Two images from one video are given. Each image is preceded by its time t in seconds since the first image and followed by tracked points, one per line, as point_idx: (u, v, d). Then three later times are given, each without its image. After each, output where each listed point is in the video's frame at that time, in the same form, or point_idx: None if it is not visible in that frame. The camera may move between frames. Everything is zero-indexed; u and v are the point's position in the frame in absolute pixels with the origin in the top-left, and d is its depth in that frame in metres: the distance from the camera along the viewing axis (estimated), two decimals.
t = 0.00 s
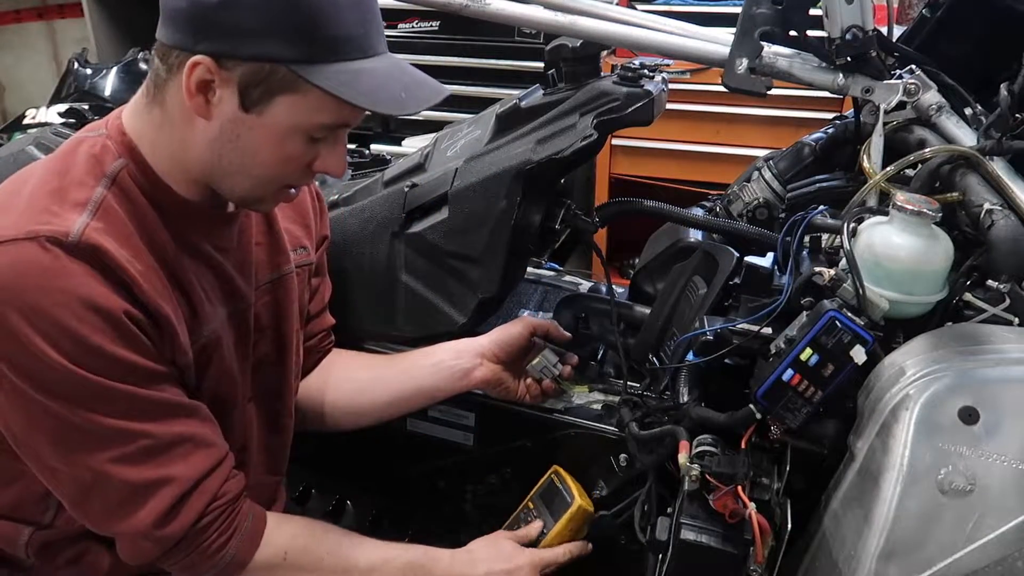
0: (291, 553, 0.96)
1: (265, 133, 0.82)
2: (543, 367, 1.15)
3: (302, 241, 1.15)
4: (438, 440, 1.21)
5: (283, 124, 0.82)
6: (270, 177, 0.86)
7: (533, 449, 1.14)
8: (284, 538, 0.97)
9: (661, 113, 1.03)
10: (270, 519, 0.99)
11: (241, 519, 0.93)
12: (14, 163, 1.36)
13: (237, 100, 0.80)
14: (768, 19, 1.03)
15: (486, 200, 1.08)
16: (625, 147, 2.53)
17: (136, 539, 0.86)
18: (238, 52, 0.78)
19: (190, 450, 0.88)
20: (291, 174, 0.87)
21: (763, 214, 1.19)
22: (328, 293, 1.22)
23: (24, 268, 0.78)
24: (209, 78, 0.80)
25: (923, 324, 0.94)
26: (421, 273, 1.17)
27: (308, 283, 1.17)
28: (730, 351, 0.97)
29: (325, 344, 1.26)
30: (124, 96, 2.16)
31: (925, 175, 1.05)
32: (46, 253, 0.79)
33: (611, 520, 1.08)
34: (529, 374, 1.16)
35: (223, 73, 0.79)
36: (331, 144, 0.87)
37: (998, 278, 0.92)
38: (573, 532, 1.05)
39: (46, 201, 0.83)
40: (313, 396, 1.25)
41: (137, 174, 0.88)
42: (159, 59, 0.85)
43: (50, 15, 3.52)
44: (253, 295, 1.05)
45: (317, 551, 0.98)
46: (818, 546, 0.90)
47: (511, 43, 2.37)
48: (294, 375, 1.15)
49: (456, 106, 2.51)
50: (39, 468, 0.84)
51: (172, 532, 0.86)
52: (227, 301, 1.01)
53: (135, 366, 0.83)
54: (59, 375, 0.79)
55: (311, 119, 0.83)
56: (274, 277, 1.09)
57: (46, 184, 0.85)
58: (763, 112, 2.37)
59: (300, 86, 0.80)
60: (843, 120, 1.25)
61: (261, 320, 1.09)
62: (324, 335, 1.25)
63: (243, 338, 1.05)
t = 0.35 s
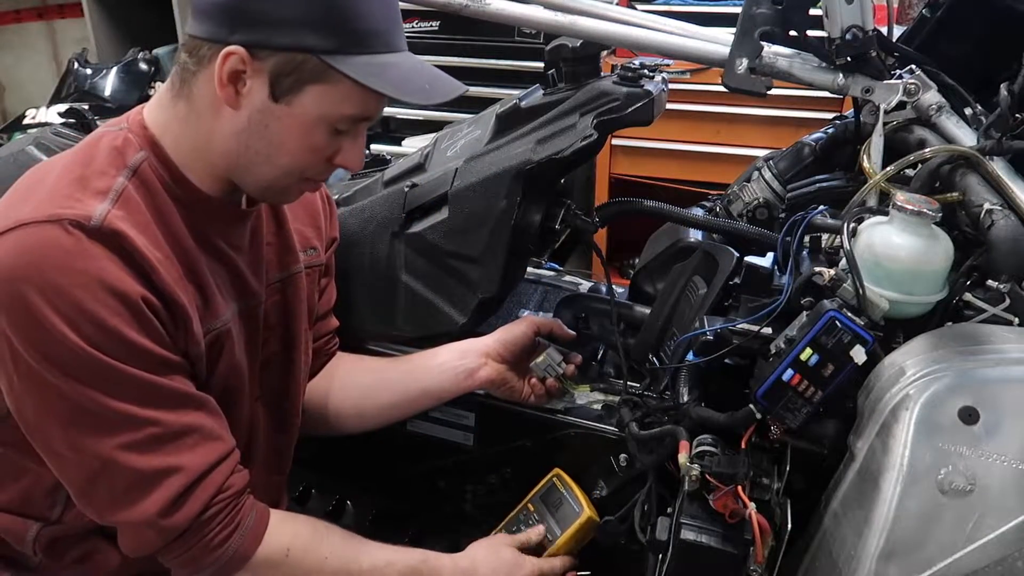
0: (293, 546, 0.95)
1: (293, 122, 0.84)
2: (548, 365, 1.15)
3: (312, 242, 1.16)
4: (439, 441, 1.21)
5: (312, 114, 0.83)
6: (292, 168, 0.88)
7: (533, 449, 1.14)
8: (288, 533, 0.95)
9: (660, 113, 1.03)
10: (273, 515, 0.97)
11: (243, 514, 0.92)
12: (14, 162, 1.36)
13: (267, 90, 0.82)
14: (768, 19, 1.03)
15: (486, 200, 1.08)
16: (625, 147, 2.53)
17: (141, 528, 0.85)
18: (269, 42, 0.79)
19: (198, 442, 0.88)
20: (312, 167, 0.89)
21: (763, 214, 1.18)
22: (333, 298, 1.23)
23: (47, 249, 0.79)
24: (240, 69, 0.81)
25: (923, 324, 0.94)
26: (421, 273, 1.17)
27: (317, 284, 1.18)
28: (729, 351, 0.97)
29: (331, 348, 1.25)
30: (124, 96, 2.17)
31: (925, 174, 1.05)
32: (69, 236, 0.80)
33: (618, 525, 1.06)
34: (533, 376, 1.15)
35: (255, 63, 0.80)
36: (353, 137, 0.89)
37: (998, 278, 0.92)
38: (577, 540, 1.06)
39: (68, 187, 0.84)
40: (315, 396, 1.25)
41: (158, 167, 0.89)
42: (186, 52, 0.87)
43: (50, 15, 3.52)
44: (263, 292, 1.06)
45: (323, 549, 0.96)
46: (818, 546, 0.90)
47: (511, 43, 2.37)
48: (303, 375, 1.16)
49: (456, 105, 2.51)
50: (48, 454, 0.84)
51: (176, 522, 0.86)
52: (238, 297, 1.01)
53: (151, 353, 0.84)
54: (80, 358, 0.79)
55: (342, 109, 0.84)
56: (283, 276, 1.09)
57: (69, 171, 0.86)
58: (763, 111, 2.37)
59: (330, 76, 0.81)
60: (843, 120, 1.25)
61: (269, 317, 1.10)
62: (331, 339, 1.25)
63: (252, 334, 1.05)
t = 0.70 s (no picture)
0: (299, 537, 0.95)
1: (303, 122, 0.84)
2: (548, 366, 1.15)
3: (313, 242, 1.16)
4: (438, 441, 1.21)
5: (321, 115, 0.84)
6: (299, 168, 0.88)
7: (533, 449, 1.14)
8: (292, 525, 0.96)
9: (660, 113, 1.03)
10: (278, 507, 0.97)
11: (249, 509, 0.92)
12: (14, 162, 1.36)
13: (277, 89, 0.82)
14: (768, 19, 1.03)
15: (486, 200, 1.08)
16: (625, 147, 2.53)
17: (148, 525, 0.85)
18: (277, 42, 0.79)
19: (203, 439, 0.88)
20: (318, 168, 0.89)
21: (762, 214, 1.19)
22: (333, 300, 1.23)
23: (53, 249, 0.79)
24: (251, 68, 0.81)
25: (924, 324, 0.94)
26: (421, 273, 1.17)
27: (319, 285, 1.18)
28: (729, 351, 0.98)
29: (331, 348, 1.26)
30: (124, 96, 2.17)
31: (925, 175, 1.05)
32: (75, 236, 0.80)
33: (618, 526, 1.06)
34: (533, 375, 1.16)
35: (266, 63, 0.81)
36: (360, 137, 0.89)
37: (998, 278, 0.92)
38: (578, 541, 1.05)
39: (72, 188, 0.84)
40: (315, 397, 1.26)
41: (163, 167, 0.90)
42: (194, 51, 0.87)
43: (50, 15, 3.52)
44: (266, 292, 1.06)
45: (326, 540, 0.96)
46: (817, 545, 0.90)
47: (511, 43, 2.37)
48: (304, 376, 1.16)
49: (456, 105, 2.51)
50: (55, 454, 0.84)
51: (184, 519, 0.85)
52: (241, 297, 1.01)
53: (157, 351, 0.84)
54: (86, 356, 0.79)
55: (350, 110, 0.84)
56: (285, 277, 1.09)
57: (72, 172, 0.86)
58: (763, 111, 2.37)
59: (340, 75, 0.82)
60: (843, 120, 1.25)
61: (272, 317, 1.10)
62: (331, 339, 1.25)
63: (255, 333, 1.05)
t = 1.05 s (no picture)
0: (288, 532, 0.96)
1: (300, 118, 0.84)
2: (548, 366, 1.16)
3: (311, 242, 1.16)
4: (438, 441, 1.21)
5: (318, 110, 0.83)
6: (297, 165, 0.88)
7: (533, 449, 1.14)
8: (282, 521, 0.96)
9: (660, 113, 1.03)
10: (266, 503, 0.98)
11: (238, 506, 0.92)
12: (14, 162, 1.36)
13: (273, 85, 0.82)
14: (768, 19, 1.03)
15: (486, 200, 1.08)
16: (625, 147, 2.53)
17: (138, 524, 0.85)
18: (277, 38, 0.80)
19: (193, 439, 0.88)
20: (315, 166, 0.89)
21: (762, 214, 1.19)
22: (333, 298, 1.23)
23: (47, 247, 0.79)
24: (247, 64, 0.81)
25: (924, 324, 0.94)
26: (421, 273, 1.17)
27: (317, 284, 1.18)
28: (729, 351, 0.98)
29: (331, 348, 1.26)
30: (124, 96, 2.17)
31: (925, 174, 1.05)
32: (69, 233, 0.80)
33: (618, 526, 1.06)
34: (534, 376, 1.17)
35: (262, 59, 0.81)
36: (356, 135, 0.88)
37: (998, 278, 0.92)
38: (578, 542, 1.06)
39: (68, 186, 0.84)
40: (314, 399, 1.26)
41: (159, 166, 0.90)
42: (191, 49, 0.88)
43: (50, 15, 3.53)
44: (264, 292, 1.06)
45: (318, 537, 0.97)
46: (817, 545, 0.90)
47: (511, 43, 2.37)
48: (303, 376, 1.16)
49: (456, 106, 2.51)
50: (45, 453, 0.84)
51: (175, 518, 0.86)
52: (238, 297, 1.01)
53: (149, 351, 0.84)
54: (79, 353, 0.80)
55: (345, 105, 0.84)
56: (282, 277, 1.09)
57: (68, 170, 0.86)
58: (763, 111, 2.37)
59: (335, 71, 0.82)
60: (843, 120, 1.25)
61: (270, 316, 1.10)
62: (330, 339, 1.25)
63: (252, 332, 1.05)
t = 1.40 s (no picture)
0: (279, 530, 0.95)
1: (302, 118, 0.84)
2: (549, 366, 1.15)
3: (310, 242, 1.16)
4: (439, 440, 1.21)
5: (321, 110, 0.84)
6: (300, 164, 0.88)
7: (534, 449, 1.14)
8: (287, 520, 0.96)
9: (660, 113, 1.03)
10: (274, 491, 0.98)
11: (247, 494, 0.93)
12: (14, 162, 1.35)
13: (275, 85, 0.82)
14: (768, 19, 1.03)
15: (486, 200, 1.08)
16: (625, 147, 2.53)
17: (153, 515, 0.85)
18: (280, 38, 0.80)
19: (200, 431, 0.88)
20: (317, 166, 0.90)
21: (762, 214, 1.19)
22: (332, 297, 1.23)
23: (52, 247, 0.79)
24: (249, 65, 0.81)
25: (924, 324, 0.94)
26: (420, 273, 1.17)
27: (316, 283, 1.18)
28: (729, 351, 0.97)
29: (330, 348, 1.26)
30: (124, 96, 2.17)
31: (925, 174, 1.04)
32: (74, 234, 0.80)
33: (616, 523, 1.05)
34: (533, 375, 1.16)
35: (264, 59, 0.81)
36: (357, 134, 0.89)
37: (998, 278, 0.92)
38: (578, 539, 1.06)
39: (71, 185, 0.84)
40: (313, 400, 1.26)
41: (161, 166, 0.89)
42: (192, 49, 0.88)
43: (50, 15, 3.53)
44: (263, 292, 1.06)
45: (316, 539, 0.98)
46: (817, 545, 0.90)
47: (511, 43, 2.37)
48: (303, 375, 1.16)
49: (456, 106, 2.51)
50: (54, 450, 0.84)
51: (189, 507, 0.86)
52: (238, 296, 1.01)
53: (155, 347, 0.84)
54: (83, 351, 0.80)
55: (346, 106, 0.84)
56: (281, 276, 1.10)
57: (71, 170, 0.86)
58: (763, 111, 2.37)
59: (337, 71, 0.82)
60: (843, 120, 1.25)
61: (269, 316, 1.10)
62: (330, 338, 1.25)
63: (253, 332, 1.05)
